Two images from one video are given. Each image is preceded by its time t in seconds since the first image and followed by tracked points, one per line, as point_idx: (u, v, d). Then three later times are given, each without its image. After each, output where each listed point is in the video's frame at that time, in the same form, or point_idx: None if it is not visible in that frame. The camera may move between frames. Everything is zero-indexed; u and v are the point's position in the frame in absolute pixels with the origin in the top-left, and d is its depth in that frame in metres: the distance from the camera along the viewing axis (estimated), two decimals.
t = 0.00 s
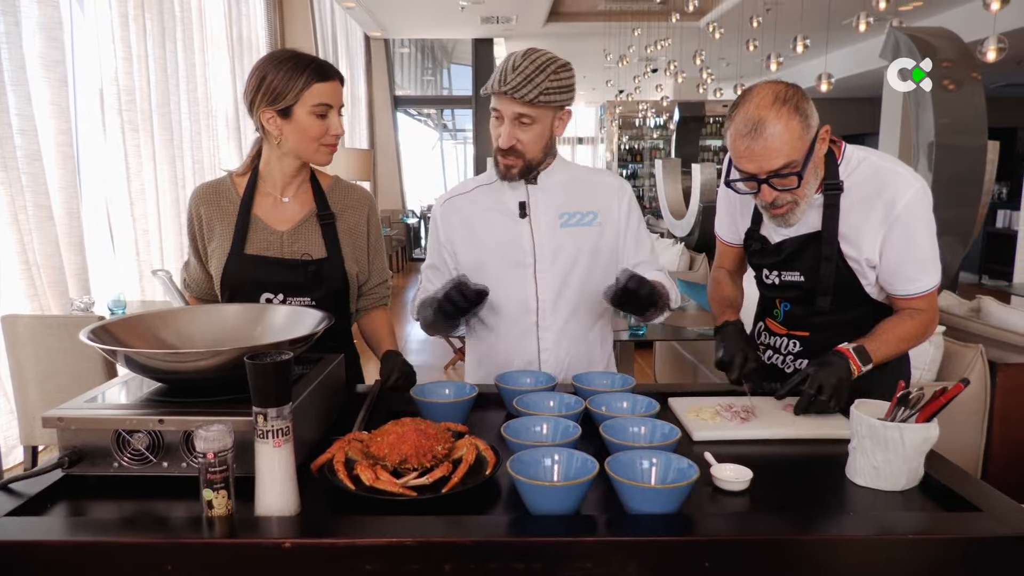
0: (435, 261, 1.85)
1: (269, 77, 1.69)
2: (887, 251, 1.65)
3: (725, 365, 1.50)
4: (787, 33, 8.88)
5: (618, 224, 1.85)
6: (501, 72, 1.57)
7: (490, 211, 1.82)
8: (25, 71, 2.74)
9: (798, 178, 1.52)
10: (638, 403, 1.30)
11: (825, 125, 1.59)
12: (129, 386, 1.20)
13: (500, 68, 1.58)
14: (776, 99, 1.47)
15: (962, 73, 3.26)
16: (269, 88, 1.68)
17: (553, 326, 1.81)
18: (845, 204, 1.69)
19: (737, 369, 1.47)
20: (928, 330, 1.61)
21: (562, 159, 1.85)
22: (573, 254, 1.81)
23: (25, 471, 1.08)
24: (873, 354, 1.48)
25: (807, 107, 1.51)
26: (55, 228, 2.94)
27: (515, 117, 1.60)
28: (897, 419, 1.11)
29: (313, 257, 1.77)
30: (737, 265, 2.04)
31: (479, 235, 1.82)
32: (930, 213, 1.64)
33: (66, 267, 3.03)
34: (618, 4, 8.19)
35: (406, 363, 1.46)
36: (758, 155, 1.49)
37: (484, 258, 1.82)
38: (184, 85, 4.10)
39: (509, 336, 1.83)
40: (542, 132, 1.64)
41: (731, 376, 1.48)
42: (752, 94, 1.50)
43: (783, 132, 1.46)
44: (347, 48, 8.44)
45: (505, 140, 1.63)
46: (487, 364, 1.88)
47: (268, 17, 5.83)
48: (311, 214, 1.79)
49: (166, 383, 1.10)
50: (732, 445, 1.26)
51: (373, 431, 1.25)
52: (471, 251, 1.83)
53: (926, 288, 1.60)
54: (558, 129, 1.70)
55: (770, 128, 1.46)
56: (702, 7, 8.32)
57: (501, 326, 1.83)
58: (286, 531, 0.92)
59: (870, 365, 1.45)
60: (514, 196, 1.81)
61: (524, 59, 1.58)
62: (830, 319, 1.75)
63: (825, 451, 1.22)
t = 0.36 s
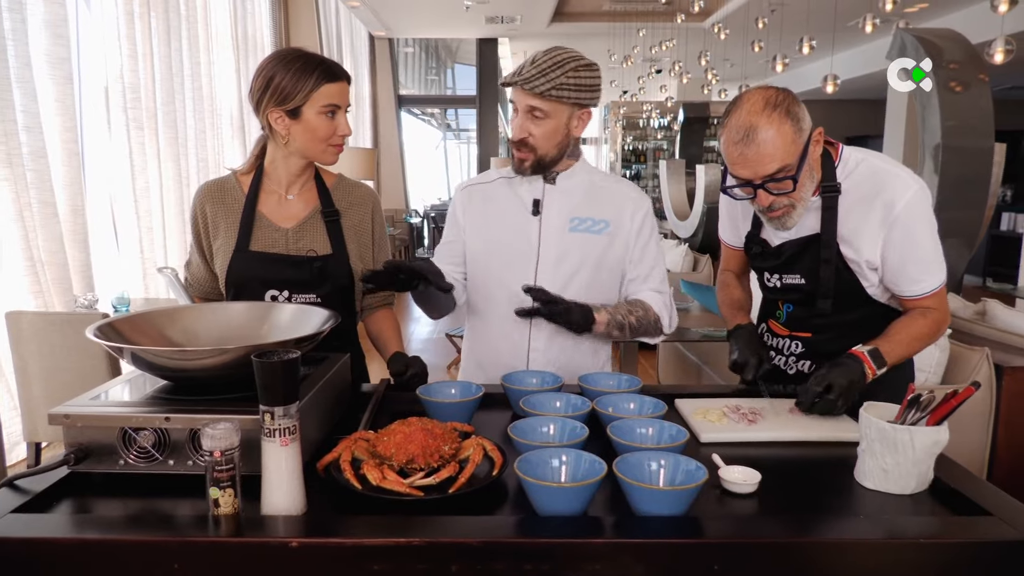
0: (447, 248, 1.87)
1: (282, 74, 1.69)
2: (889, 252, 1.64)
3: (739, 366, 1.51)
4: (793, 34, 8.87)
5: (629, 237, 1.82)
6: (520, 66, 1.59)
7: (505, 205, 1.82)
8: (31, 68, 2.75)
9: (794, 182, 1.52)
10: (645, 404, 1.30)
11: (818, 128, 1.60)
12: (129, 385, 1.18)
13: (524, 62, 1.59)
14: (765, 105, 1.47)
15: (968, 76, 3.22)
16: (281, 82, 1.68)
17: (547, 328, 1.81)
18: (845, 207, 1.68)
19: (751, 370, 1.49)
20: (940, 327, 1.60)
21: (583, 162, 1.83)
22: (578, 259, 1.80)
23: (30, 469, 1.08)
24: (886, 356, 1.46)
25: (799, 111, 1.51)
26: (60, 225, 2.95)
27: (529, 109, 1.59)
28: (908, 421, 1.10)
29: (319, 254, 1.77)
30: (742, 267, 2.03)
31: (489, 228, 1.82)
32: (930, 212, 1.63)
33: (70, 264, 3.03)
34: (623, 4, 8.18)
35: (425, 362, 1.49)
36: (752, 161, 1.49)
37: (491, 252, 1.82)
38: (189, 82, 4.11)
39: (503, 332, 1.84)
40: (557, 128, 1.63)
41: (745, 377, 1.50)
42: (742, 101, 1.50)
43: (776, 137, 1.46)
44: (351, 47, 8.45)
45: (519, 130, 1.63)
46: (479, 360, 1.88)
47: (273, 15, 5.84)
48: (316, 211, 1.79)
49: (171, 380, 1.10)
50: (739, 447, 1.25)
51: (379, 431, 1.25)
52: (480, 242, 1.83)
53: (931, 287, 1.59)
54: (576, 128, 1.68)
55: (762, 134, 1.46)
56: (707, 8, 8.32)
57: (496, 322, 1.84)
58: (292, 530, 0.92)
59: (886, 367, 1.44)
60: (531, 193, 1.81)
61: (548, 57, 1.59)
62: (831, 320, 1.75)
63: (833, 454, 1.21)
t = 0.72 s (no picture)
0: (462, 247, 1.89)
1: (293, 74, 1.69)
2: (885, 251, 1.63)
3: (754, 367, 1.50)
4: (799, 36, 8.85)
5: (646, 247, 1.81)
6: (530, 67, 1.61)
7: (523, 207, 1.83)
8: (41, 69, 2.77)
9: (795, 185, 1.52)
10: (653, 406, 1.30)
11: (816, 131, 1.61)
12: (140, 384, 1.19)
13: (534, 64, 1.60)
14: (765, 110, 1.47)
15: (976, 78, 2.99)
16: (293, 82, 1.69)
17: (552, 335, 1.81)
18: (846, 206, 1.68)
19: (767, 370, 1.47)
20: (934, 328, 1.59)
21: (604, 168, 1.81)
22: (589, 267, 1.79)
23: (41, 467, 1.08)
24: (883, 355, 1.46)
25: (798, 114, 1.51)
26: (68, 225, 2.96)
27: (531, 107, 1.62)
28: (918, 425, 1.10)
29: (326, 254, 1.77)
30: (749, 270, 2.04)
31: (505, 229, 1.84)
32: (929, 211, 1.62)
33: (78, 263, 3.04)
34: (629, 6, 8.18)
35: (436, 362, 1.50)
36: (752, 165, 1.49)
37: (505, 253, 1.83)
38: (197, 83, 4.13)
39: (509, 336, 1.85)
40: (558, 130, 1.64)
41: (760, 378, 1.47)
42: (742, 106, 1.50)
43: (776, 141, 1.46)
44: (357, 49, 8.47)
45: (522, 129, 1.66)
46: (485, 360, 1.89)
47: (279, 17, 5.85)
48: (324, 212, 1.80)
49: (181, 380, 1.10)
50: (748, 449, 1.25)
51: (387, 431, 1.25)
52: (495, 243, 1.84)
53: (927, 287, 1.58)
54: (582, 132, 1.67)
55: (762, 138, 1.46)
56: (714, 10, 8.31)
57: (503, 325, 1.85)
58: (302, 529, 0.92)
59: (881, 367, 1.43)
60: (548, 197, 1.81)
61: (557, 60, 1.60)
62: (836, 322, 1.74)
63: (842, 457, 1.21)
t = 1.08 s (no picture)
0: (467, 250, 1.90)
1: (291, 85, 1.68)
2: (881, 250, 1.64)
3: (758, 367, 1.51)
4: (800, 39, 8.86)
5: (649, 244, 1.80)
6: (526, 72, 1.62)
7: (526, 210, 1.84)
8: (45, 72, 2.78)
9: (786, 189, 1.53)
10: (656, 407, 1.30)
11: (807, 133, 1.61)
12: (147, 386, 1.20)
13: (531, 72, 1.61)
14: (752, 115, 1.49)
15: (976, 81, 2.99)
16: (291, 94, 1.67)
17: (557, 335, 1.82)
18: (838, 207, 1.69)
19: (772, 370, 1.48)
20: (935, 324, 1.59)
21: (608, 166, 1.82)
22: (592, 268, 1.81)
23: (49, 468, 1.09)
24: (884, 355, 1.46)
25: (786, 119, 1.52)
26: (72, 227, 2.97)
27: (527, 112, 1.63)
28: (920, 425, 1.11)
29: (334, 256, 1.79)
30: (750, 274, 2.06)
31: (508, 231, 1.85)
32: (923, 208, 1.63)
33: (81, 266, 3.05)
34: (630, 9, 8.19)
35: (440, 363, 1.51)
36: (742, 171, 1.51)
37: (510, 256, 1.85)
38: (200, 87, 4.14)
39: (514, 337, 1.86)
40: (555, 134, 1.65)
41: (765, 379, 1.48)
42: (729, 113, 1.52)
43: (764, 147, 1.48)
44: (359, 52, 8.48)
45: (520, 134, 1.67)
46: (490, 361, 1.90)
47: (281, 20, 5.87)
48: (329, 214, 1.81)
49: (188, 381, 1.11)
50: (751, 450, 1.26)
51: (392, 432, 1.26)
52: (499, 245, 1.86)
53: (923, 284, 1.58)
54: (580, 134, 1.68)
55: (750, 144, 1.48)
56: (715, 13, 8.32)
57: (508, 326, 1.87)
58: (308, 529, 0.93)
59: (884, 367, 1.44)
60: (550, 199, 1.82)
61: (551, 65, 1.60)
62: (835, 323, 1.75)
63: (845, 457, 1.22)
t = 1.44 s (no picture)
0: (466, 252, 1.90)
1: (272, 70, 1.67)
2: (874, 246, 1.64)
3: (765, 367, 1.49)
4: (798, 40, 8.87)
5: (643, 241, 1.81)
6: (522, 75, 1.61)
7: (522, 213, 1.85)
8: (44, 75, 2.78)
9: (780, 192, 1.54)
10: (656, 405, 1.31)
11: (800, 135, 1.62)
12: (149, 386, 1.20)
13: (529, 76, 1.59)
14: (744, 120, 1.49)
15: (975, 80, 3.00)
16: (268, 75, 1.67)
17: (556, 337, 1.83)
18: (832, 205, 1.70)
19: (777, 371, 1.46)
20: (932, 319, 1.60)
21: (603, 164, 1.83)
22: (589, 268, 1.81)
23: (51, 468, 1.10)
24: (882, 349, 1.47)
25: (778, 122, 1.53)
26: (71, 230, 2.97)
27: (528, 119, 1.62)
28: (919, 422, 1.11)
29: (337, 257, 1.79)
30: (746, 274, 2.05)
31: (504, 233, 1.86)
32: (914, 202, 1.64)
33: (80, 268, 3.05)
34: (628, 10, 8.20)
35: (442, 362, 1.52)
36: (736, 175, 1.51)
37: (507, 259, 1.85)
38: (199, 89, 4.14)
39: (514, 339, 1.87)
40: (559, 138, 1.65)
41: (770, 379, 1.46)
42: (722, 118, 1.53)
43: (757, 150, 1.48)
44: (357, 53, 8.49)
45: (521, 140, 1.67)
46: (492, 363, 1.91)
47: (280, 22, 5.88)
48: (334, 215, 1.81)
49: (189, 381, 1.12)
50: (750, 448, 1.26)
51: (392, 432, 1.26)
52: (495, 248, 1.87)
53: (918, 279, 1.59)
54: (581, 135, 1.69)
55: (743, 148, 1.48)
56: (713, 14, 8.34)
57: (509, 328, 1.87)
58: (310, 527, 0.93)
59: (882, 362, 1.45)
60: (545, 201, 1.83)
61: (548, 67, 1.60)
62: (832, 321, 1.75)
63: (843, 455, 1.22)
